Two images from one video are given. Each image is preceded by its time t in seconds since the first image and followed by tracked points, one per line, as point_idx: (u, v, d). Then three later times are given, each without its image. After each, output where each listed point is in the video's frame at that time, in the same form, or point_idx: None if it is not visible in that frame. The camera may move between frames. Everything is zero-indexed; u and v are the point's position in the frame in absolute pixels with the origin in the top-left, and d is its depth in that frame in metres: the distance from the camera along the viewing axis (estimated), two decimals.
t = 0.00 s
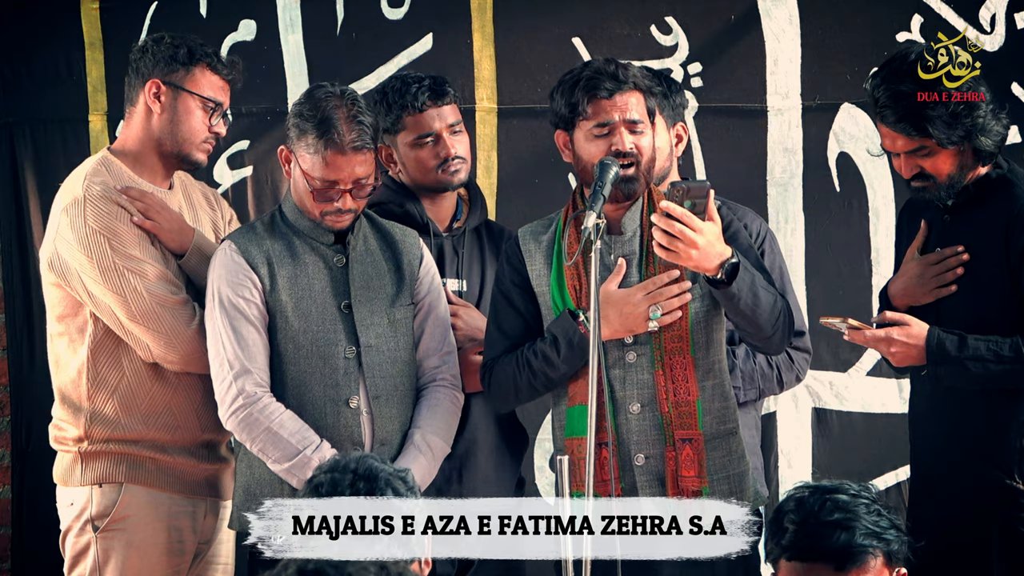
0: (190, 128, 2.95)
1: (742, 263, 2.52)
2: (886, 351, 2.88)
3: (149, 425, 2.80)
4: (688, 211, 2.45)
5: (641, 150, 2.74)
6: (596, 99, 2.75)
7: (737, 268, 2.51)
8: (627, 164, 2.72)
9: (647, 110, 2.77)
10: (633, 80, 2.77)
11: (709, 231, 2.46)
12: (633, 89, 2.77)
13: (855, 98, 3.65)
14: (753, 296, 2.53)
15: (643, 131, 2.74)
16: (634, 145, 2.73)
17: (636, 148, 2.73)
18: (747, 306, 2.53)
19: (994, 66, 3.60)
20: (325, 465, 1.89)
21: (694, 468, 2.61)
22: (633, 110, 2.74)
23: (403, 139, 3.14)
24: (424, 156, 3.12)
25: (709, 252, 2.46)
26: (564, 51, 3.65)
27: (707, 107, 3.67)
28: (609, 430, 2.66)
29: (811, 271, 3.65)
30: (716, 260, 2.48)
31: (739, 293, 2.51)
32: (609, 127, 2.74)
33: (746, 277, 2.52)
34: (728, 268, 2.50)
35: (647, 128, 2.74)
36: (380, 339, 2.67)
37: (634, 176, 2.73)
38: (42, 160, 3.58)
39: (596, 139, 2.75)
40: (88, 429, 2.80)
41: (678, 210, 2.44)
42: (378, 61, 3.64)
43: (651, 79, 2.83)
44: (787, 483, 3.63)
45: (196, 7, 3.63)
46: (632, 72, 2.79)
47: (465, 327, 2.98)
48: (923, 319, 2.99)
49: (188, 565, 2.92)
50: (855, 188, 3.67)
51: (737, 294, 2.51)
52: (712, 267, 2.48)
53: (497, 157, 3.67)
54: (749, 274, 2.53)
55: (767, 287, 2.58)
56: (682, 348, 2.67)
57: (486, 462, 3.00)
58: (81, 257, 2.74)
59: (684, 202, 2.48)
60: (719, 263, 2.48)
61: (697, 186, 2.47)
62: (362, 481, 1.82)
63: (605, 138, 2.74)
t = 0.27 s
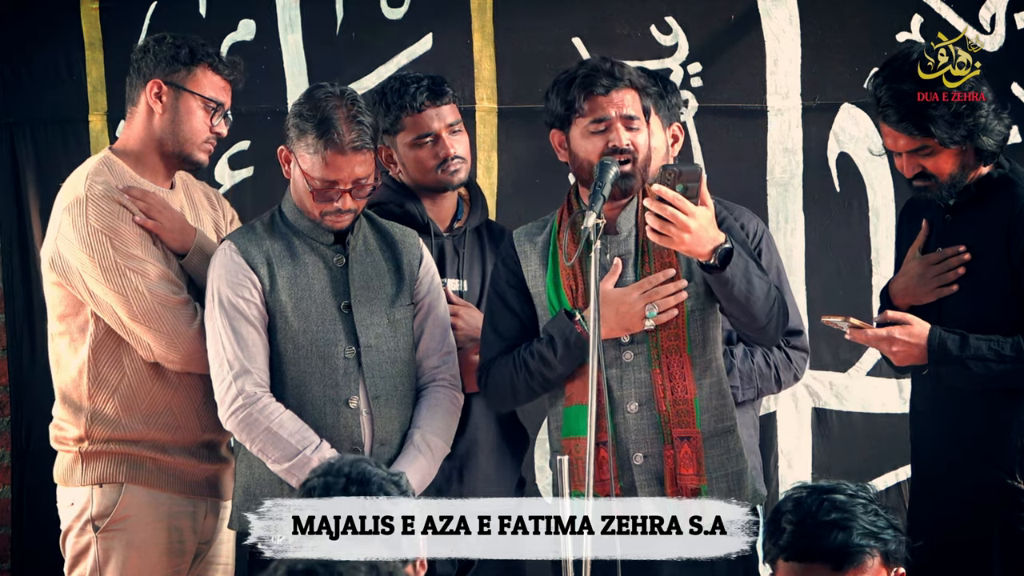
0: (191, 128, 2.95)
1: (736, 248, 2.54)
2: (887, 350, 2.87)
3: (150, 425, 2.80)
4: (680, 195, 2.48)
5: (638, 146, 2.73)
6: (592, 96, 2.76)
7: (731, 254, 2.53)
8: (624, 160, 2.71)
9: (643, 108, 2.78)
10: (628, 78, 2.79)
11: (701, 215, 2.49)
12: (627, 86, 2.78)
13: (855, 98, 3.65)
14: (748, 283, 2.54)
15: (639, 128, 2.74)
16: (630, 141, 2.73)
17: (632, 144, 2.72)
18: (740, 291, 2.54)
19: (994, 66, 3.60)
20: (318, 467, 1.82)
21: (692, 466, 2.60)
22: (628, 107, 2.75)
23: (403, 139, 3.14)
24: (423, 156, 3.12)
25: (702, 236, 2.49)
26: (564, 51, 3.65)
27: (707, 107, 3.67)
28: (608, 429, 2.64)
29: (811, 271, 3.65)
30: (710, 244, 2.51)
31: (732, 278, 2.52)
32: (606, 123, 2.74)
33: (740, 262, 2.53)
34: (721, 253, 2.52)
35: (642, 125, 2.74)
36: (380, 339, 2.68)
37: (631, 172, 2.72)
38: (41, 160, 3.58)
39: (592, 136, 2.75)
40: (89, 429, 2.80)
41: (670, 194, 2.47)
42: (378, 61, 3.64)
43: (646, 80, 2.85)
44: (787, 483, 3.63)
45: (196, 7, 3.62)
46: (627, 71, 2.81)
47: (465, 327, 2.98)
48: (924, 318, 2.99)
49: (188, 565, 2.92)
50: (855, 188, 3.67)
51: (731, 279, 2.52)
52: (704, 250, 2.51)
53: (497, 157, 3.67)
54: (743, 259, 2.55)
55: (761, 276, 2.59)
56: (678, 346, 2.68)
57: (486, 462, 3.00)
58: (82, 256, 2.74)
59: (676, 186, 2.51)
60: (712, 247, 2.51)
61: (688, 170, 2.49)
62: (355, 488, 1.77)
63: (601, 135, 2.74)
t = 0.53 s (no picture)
0: (193, 128, 2.95)
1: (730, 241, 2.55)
2: (889, 351, 2.88)
3: (151, 425, 2.81)
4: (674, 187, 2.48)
5: (635, 144, 2.73)
6: (589, 94, 2.77)
7: (725, 247, 2.53)
8: (621, 158, 2.72)
9: (640, 106, 2.78)
10: (625, 77, 2.80)
11: (695, 208, 2.49)
12: (624, 84, 2.79)
13: (855, 98, 3.65)
14: (742, 277, 2.54)
15: (636, 126, 2.74)
16: (627, 139, 2.73)
17: (629, 142, 2.73)
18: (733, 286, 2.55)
19: (994, 66, 3.60)
20: (314, 468, 1.85)
21: (690, 465, 2.60)
22: (625, 105, 2.76)
23: (403, 139, 3.14)
24: (422, 156, 3.12)
25: (696, 230, 2.50)
26: (564, 51, 3.65)
27: (707, 107, 3.67)
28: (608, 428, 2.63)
29: (811, 271, 3.65)
30: (704, 238, 2.51)
31: (726, 272, 2.53)
32: (603, 120, 2.75)
33: (735, 255, 2.54)
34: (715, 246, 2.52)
35: (640, 123, 2.75)
36: (380, 338, 2.68)
37: (628, 170, 2.73)
38: (41, 160, 3.58)
39: (589, 134, 2.75)
40: (90, 428, 2.80)
41: (664, 186, 2.46)
42: (378, 61, 3.65)
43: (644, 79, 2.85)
44: (787, 483, 3.63)
45: (196, 7, 3.62)
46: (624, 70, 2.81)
47: (465, 327, 2.98)
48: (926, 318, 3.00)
49: (189, 565, 2.92)
50: (855, 188, 3.67)
51: (725, 273, 2.53)
52: (698, 244, 2.51)
53: (497, 157, 3.67)
54: (738, 253, 2.55)
55: (756, 270, 2.59)
56: (676, 346, 2.68)
57: (486, 462, 3.01)
58: (84, 256, 2.74)
59: (670, 178, 2.49)
60: (707, 240, 2.52)
61: (682, 163, 2.47)
62: (350, 488, 1.80)
63: (597, 133, 2.75)
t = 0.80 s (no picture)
0: (193, 128, 2.95)
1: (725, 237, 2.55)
2: (889, 351, 2.88)
3: (151, 425, 2.80)
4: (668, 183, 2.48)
5: (631, 143, 2.73)
6: (586, 94, 2.78)
7: (720, 244, 2.53)
8: (616, 156, 2.72)
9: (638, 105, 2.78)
10: (621, 75, 2.80)
11: (689, 203, 2.49)
12: (620, 83, 2.79)
13: (854, 98, 3.65)
14: (738, 276, 2.54)
15: (632, 125, 2.74)
16: (623, 138, 2.73)
17: (625, 140, 2.73)
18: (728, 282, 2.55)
19: (994, 66, 3.60)
20: (314, 468, 1.89)
21: (686, 466, 2.61)
22: (621, 104, 2.76)
23: (402, 139, 3.14)
24: (421, 156, 3.12)
25: (690, 226, 2.50)
26: (564, 51, 3.65)
27: (707, 107, 3.67)
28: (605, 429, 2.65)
29: (811, 271, 3.65)
30: (698, 234, 2.52)
31: (720, 270, 2.53)
32: (598, 118, 2.76)
33: (729, 251, 2.55)
34: (709, 243, 2.53)
35: (636, 121, 2.75)
36: (380, 339, 2.68)
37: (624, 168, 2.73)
38: (41, 160, 3.58)
39: (584, 133, 2.76)
40: (90, 428, 2.80)
41: (657, 182, 2.46)
42: (378, 61, 3.64)
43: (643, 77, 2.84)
44: (787, 483, 3.63)
45: (196, 7, 3.62)
46: (621, 69, 2.81)
47: (465, 327, 2.98)
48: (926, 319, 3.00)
49: (189, 565, 2.92)
50: (855, 188, 3.67)
51: (719, 269, 2.53)
52: (692, 240, 2.52)
53: (497, 157, 3.67)
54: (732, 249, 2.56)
55: (752, 268, 2.59)
56: (673, 347, 2.68)
57: (486, 463, 3.01)
58: (84, 255, 2.74)
59: (662, 174, 2.50)
60: (700, 236, 2.52)
61: (675, 159, 2.48)
62: (349, 488, 1.83)
63: (593, 131, 2.75)
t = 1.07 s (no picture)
0: (192, 128, 2.95)
1: (720, 301, 2.49)
2: (889, 350, 2.88)
3: (150, 425, 2.80)
4: (668, 259, 2.38)
5: (625, 139, 2.72)
6: (583, 91, 2.78)
7: (715, 312, 2.47)
8: (609, 152, 2.71)
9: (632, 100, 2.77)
10: (615, 72, 2.79)
11: (687, 280, 2.41)
12: (614, 79, 2.78)
13: (855, 98, 3.65)
14: (733, 338, 2.51)
15: (627, 121, 2.73)
16: (617, 134, 2.72)
17: (618, 136, 2.72)
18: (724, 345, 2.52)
19: (994, 66, 3.60)
20: (310, 470, 1.89)
21: (681, 466, 2.60)
22: (615, 100, 2.75)
23: (401, 139, 3.14)
24: (420, 156, 3.12)
25: (688, 304, 2.42)
26: (564, 51, 3.65)
27: (707, 107, 3.67)
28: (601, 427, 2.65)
29: (811, 271, 3.65)
30: (695, 308, 2.44)
31: (715, 338, 2.49)
32: (590, 115, 2.76)
33: (723, 318, 2.49)
34: (705, 312, 2.46)
35: (631, 115, 2.74)
36: (380, 338, 2.67)
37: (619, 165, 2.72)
38: (41, 160, 3.58)
39: (579, 132, 2.76)
40: (89, 428, 2.80)
41: (659, 258, 2.37)
42: (377, 60, 3.64)
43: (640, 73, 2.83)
44: (787, 483, 3.63)
45: (196, 6, 3.62)
46: (615, 66, 2.80)
47: (464, 326, 2.97)
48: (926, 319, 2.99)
49: (189, 565, 2.92)
50: (855, 188, 3.66)
51: (716, 337, 2.49)
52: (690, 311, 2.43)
53: (497, 157, 3.67)
54: (726, 312, 2.50)
55: (747, 323, 2.55)
56: (671, 348, 2.66)
57: (485, 463, 3.00)
58: (83, 255, 2.74)
59: (665, 246, 2.42)
60: (697, 309, 2.44)
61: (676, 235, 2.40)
62: (347, 490, 1.84)
63: (586, 129, 2.76)
